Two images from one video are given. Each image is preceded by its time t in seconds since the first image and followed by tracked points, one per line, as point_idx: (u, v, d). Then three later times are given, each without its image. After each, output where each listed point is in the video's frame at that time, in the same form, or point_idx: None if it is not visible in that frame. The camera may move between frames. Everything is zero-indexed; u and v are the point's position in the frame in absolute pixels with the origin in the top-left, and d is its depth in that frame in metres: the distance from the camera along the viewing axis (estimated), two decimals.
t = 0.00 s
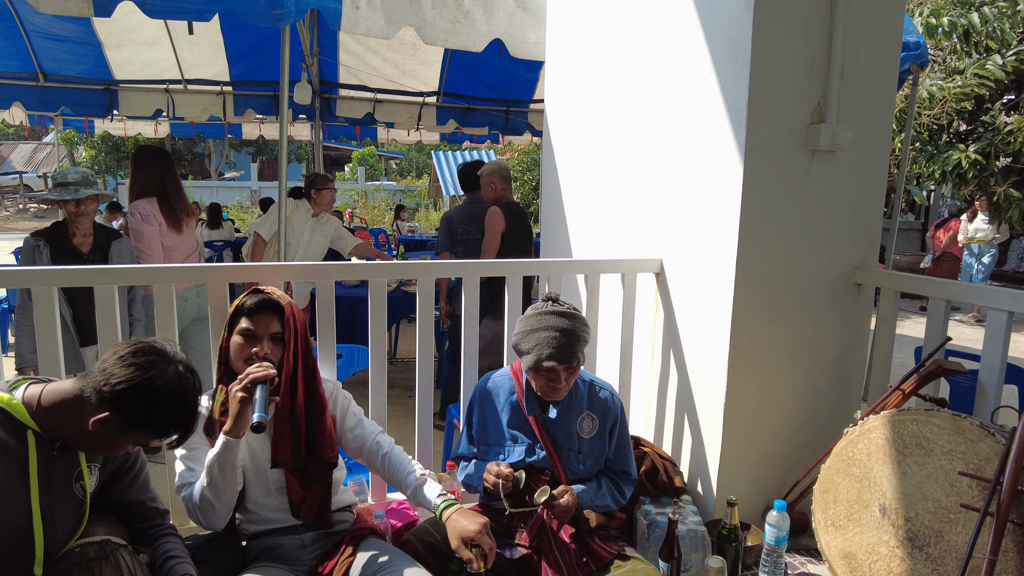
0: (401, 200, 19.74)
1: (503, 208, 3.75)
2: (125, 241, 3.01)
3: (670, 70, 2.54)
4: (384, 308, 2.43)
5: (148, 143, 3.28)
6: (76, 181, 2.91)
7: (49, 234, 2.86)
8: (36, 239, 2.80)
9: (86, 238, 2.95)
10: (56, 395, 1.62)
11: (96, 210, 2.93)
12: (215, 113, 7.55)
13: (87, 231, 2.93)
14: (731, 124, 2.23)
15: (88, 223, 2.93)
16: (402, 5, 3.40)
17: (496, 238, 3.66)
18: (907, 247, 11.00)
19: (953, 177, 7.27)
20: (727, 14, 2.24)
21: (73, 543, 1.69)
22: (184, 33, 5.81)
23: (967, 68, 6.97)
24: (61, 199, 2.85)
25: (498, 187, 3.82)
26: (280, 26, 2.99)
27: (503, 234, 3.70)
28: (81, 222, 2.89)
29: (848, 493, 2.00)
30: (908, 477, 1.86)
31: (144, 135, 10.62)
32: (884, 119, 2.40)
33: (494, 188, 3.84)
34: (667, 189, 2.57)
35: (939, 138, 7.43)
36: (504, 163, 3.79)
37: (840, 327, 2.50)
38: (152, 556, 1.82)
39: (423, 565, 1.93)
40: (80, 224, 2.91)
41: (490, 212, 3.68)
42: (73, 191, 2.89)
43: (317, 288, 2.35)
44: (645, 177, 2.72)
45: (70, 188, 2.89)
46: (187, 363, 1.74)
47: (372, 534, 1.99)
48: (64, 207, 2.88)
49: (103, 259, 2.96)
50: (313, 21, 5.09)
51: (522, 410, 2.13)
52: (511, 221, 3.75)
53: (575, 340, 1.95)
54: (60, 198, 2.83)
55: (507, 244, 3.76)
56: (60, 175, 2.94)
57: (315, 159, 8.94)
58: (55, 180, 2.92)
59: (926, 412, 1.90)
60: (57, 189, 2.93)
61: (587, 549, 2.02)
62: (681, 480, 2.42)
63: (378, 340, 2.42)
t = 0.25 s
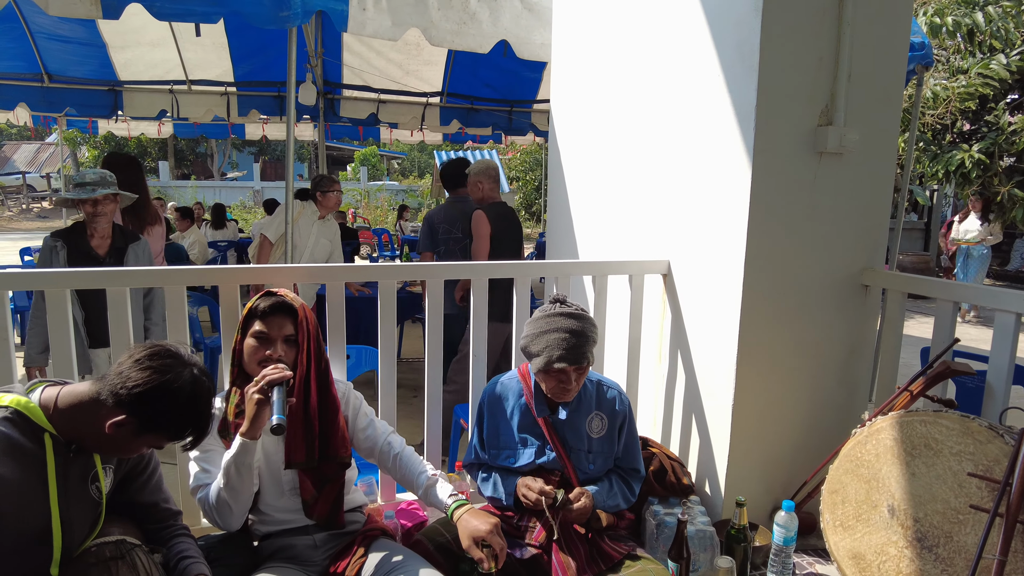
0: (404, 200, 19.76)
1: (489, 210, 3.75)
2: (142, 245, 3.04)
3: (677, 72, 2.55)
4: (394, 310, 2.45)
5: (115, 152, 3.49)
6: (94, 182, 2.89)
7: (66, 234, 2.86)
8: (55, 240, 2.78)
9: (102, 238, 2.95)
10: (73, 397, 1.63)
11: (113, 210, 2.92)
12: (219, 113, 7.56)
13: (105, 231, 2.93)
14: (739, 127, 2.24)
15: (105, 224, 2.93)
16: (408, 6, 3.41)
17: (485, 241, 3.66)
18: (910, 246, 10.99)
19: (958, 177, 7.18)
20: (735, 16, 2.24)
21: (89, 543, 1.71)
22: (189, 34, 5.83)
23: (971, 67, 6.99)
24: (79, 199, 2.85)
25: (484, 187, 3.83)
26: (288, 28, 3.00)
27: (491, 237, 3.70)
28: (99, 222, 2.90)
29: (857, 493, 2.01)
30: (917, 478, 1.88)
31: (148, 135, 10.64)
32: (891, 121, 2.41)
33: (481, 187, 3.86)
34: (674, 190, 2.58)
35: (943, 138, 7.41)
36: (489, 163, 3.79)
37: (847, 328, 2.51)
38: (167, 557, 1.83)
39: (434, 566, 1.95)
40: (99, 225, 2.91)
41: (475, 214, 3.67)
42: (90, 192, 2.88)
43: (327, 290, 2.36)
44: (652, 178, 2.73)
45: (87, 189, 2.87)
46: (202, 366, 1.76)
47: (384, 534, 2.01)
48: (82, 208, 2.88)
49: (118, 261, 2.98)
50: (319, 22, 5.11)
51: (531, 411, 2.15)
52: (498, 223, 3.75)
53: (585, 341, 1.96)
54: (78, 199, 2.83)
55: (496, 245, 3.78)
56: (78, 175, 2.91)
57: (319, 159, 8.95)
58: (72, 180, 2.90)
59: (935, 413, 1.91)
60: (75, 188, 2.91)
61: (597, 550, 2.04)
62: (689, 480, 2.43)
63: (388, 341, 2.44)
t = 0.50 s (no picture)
0: (408, 200, 19.83)
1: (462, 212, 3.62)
2: (151, 246, 3.04)
3: (684, 72, 2.55)
4: (400, 309, 2.45)
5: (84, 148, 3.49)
6: (105, 181, 2.90)
7: (77, 234, 2.89)
8: (64, 239, 2.82)
9: (111, 239, 2.94)
10: (81, 395, 1.63)
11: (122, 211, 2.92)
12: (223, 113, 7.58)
13: (115, 232, 2.93)
14: (746, 126, 2.24)
15: (116, 225, 2.93)
16: (414, 6, 3.42)
17: (460, 245, 3.55)
18: (914, 246, 11.04)
19: (962, 176, 7.42)
20: (742, 15, 2.24)
21: (98, 541, 1.71)
22: (195, 35, 5.85)
23: (977, 66, 7.14)
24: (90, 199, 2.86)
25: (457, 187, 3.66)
26: (295, 28, 3.01)
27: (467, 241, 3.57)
28: (109, 223, 2.90)
29: (863, 492, 2.01)
30: (924, 477, 1.88)
31: (153, 135, 10.67)
32: (897, 120, 2.41)
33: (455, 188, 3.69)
34: (680, 189, 2.59)
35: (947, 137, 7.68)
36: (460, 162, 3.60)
37: (853, 327, 2.51)
38: (176, 554, 1.84)
39: (442, 564, 1.95)
40: (108, 227, 2.91)
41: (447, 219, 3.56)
42: (100, 191, 2.88)
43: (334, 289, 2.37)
44: (658, 178, 2.73)
45: (97, 188, 2.88)
46: (209, 365, 1.75)
47: (391, 533, 2.01)
48: (93, 208, 2.89)
49: (127, 263, 2.97)
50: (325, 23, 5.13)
51: (537, 410, 2.15)
52: (475, 224, 3.61)
53: (591, 340, 1.96)
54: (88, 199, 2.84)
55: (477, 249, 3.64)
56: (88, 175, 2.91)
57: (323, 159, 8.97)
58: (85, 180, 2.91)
59: (942, 412, 1.92)
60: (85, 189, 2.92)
61: (604, 549, 2.02)
62: (696, 480, 2.43)
63: (394, 340, 2.45)
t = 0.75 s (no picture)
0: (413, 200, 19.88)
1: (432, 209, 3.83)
2: (148, 247, 3.03)
3: (690, 71, 2.55)
4: (409, 309, 2.46)
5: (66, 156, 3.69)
6: (100, 183, 2.94)
7: (72, 239, 2.88)
8: (59, 244, 2.81)
9: (107, 241, 2.94)
10: (95, 396, 1.65)
11: (117, 212, 2.95)
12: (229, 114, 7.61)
13: (111, 233, 2.94)
14: (753, 126, 2.25)
15: (112, 227, 2.95)
16: (420, 6, 3.43)
17: (430, 240, 3.76)
18: (919, 245, 11.04)
19: (968, 175, 7.51)
20: (749, 16, 2.25)
21: (112, 539, 1.73)
22: (200, 36, 5.87)
23: (984, 65, 7.22)
24: (86, 200, 2.90)
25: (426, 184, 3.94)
26: (301, 29, 3.02)
27: (438, 237, 3.78)
28: (104, 225, 2.91)
29: (872, 492, 2.01)
30: (933, 477, 1.88)
31: (158, 136, 10.71)
32: (905, 119, 2.41)
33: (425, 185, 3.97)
34: (687, 189, 2.59)
35: (954, 136, 7.73)
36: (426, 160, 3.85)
37: (860, 327, 2.51)
38: (188, 553, 1.86)
39: (452, 563, 1.96)
40: (103, 229, 2.92)
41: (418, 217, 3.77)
42: (95, 193, 2.92)
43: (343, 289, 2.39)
44: (664, 177, 2.74)
45: (92, 189, 2.92)
46: (221, 366, 1.77)
47: (400, 532, 2.02)
48: (88, 210, 2.92)
49: (126, 265, 2.97)
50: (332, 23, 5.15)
51: (546, 411, 2.16)
52: (445, 222, 3.82)
53: (601, 342, 1.97)
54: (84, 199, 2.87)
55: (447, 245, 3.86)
56: (83, 178, 2.95)
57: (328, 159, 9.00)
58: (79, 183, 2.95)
59: (951, 412, 1.92)
60: (81, 192, 2.96)
61: (613, 547, 2.04)
62: (703, 479, 2.44)
63: (403, 340, 2.46)
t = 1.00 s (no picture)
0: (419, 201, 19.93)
1: (411, 206, 3.86)
2: (153, 249, 3.06)
3: (701, 72, 2.56)
4: (421, 309, 2.48)
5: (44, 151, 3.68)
6: (102, 185, 2.95)
7: (76, 244, 2.89)
8: (63, 250, 2.83)
9: (110, 243, 2.96)
10: (115, 395, 1.66)
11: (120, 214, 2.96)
12: (237, 115, 7.64)
13: (114, 235, 2.95)
14: (765, 127, 2.25)
15: (115, 229, 2.96)
16: (428, 8, 3.44)
17: (407, 238, 3.79)
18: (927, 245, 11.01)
19: (977, 174, 7.48)
20: (761, 17, 2.25)
21: (131, 538, 1.75)
22: (209, 38, 5.90)
23: (992, 64, 7.21)
24: (89, 202, 2.91)
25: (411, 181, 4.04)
26: (310, 31, 3.03)
27: (415, 234, 3.80)
28: (107, 227, 2.92)
29: (886, 492, 2.01)
30: (948, 478, 1.88)
31: (166, 138, 10.76)
32: (917, 119, 2.41)
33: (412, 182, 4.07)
34: (699, 190, 2.59)
35: (963, 135, 7.70)
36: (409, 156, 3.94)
37: (872, 328, 2.51)
38: (206, 552, 1.88)
39: (466, 562, 1.97)
40: (106, 232, 2.93)
41: (397, 214, 3.82)
42: (98, 195, 2.94)
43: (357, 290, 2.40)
44: (675, 178, 2.74)
45: (95, 191, 2.93)
46: (238, 366, 1.77)
47: (415, 531, 2.04)
48: (92, 213, 2.93)
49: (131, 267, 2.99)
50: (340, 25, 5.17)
51: (560, 411, 2.17)
52: (423, 219, 3.84)
53: (615, 342, 1.98)
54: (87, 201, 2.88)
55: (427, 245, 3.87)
56: (85, 179, 2.96)
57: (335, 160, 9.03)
58: (82, 185, 2.96)
59: (965, 412, 1.93)
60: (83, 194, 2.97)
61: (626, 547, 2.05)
62: (716, 479, 2.44)
63: (416, 340, 2.47)
